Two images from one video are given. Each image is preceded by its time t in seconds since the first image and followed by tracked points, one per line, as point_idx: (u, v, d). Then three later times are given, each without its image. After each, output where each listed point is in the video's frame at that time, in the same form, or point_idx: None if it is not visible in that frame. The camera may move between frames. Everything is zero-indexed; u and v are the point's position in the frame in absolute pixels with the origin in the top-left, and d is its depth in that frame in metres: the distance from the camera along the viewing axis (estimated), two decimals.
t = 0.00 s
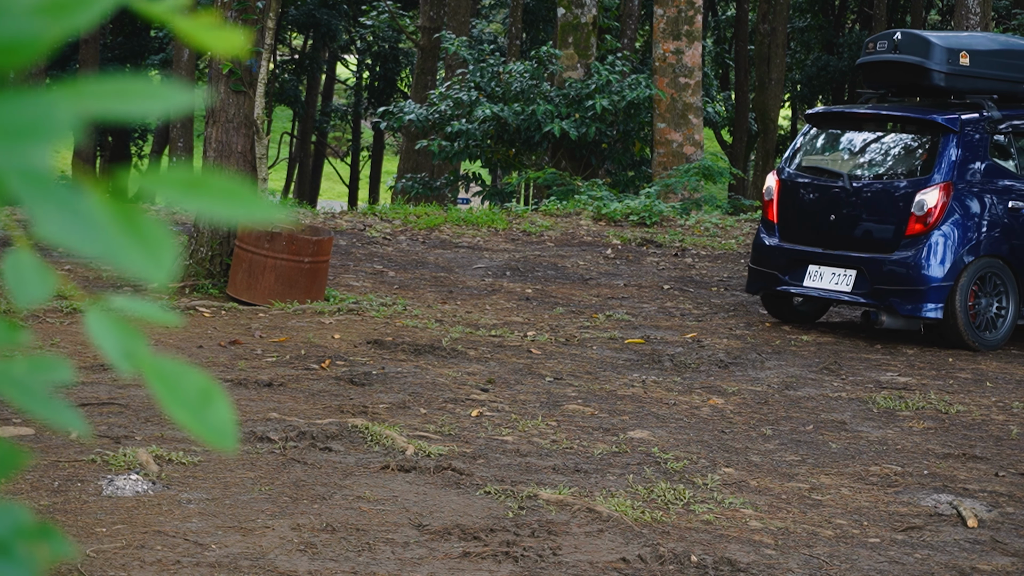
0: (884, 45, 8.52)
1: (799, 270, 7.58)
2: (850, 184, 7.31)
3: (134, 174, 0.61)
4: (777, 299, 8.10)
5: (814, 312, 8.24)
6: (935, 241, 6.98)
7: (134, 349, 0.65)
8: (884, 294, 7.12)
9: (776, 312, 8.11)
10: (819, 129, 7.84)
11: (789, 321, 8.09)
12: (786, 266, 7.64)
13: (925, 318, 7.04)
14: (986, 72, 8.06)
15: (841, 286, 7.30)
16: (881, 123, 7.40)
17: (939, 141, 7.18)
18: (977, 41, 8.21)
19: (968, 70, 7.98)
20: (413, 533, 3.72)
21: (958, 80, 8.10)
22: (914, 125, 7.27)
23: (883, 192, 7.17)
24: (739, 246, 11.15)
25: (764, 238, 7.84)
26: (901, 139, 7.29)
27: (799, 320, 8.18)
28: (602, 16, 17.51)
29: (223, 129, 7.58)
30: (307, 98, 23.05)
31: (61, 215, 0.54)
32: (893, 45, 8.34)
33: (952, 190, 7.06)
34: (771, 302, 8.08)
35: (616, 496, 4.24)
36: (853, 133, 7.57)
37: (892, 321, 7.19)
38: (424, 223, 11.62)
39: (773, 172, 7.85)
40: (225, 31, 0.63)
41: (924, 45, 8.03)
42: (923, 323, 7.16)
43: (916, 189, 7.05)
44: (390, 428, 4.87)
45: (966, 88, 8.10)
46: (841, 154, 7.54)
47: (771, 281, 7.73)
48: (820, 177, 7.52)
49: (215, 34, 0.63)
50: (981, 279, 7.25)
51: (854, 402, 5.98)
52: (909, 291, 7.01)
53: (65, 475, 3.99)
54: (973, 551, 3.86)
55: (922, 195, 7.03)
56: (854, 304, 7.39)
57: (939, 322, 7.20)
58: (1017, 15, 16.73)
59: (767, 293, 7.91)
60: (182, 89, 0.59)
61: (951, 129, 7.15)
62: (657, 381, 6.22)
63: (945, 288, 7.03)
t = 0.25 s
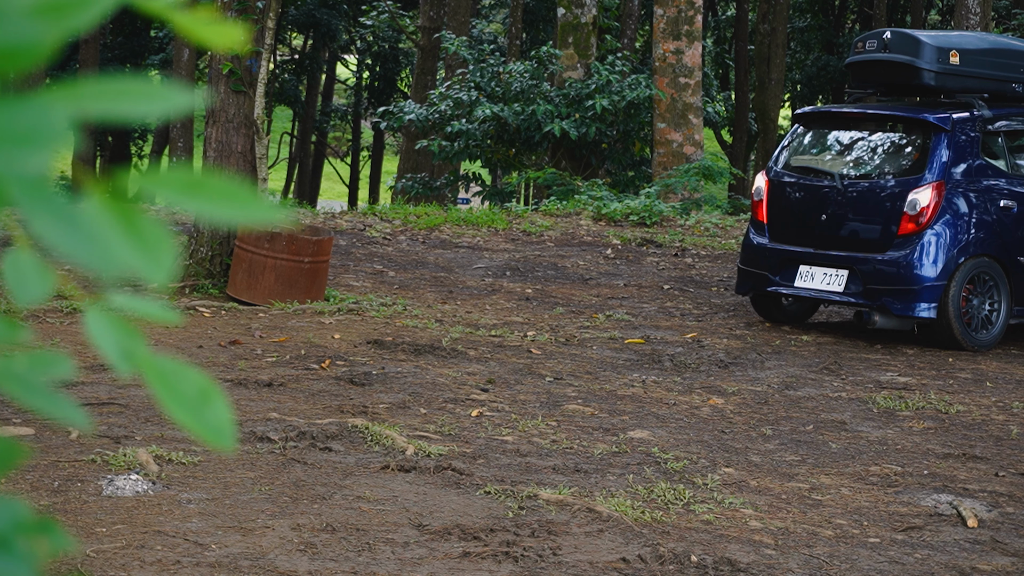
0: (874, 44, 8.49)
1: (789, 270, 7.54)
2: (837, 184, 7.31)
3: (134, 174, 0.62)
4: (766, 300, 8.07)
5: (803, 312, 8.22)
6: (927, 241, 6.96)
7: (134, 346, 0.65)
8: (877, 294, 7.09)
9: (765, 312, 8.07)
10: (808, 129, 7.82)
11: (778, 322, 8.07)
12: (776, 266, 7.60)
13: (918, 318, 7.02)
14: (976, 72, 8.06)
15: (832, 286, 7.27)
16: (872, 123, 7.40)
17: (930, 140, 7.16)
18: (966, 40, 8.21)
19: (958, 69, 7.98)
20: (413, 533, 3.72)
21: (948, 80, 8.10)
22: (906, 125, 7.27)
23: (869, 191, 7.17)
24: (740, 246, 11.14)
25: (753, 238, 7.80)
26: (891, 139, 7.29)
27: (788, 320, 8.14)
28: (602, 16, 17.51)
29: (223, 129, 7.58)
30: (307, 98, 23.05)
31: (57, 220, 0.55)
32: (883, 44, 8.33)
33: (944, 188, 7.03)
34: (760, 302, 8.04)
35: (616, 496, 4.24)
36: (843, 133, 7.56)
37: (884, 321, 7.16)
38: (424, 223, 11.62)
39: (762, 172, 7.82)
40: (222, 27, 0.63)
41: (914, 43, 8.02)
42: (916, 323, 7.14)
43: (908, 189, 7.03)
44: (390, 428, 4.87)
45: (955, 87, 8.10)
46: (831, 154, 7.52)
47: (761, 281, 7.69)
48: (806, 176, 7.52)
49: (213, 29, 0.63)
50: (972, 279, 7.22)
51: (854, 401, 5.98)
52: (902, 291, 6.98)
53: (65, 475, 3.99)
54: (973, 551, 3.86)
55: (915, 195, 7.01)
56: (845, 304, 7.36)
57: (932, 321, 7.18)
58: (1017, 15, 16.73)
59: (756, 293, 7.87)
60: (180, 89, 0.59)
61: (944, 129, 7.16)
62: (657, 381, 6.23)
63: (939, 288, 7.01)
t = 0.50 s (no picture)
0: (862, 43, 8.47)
1: (780, 270, 7.50)
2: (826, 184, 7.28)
3: (134, 173, 0.62)
4: (754, 300, 8.04)
5: (791, 312, 8.21)
6: (919, 241, 6.93)
7: (133, 349, 0.65)
8: (869, 294, 7.07)
9: (754, 312, 8.05)
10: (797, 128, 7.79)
11: (767, 322, 8.06)
12: (766, 266, 7.56)
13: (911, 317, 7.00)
14: (965, 70, 8.08)
15: (824, 286, 7.24)
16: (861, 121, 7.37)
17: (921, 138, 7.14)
18: (955, 39, 8.22)
19: (948, 68, 7.99)
20: (413, 533, 3.72)
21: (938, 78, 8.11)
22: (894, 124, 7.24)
23: (855, 191, 7.16)
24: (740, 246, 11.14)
25: (743, 238, 7.75)
26: (881, 137, 7.27)
27: (776, 318, 8.14)
28: (602, 16, 17.51)
29: (223, 129, 7.58)
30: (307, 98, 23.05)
31: (56, 219, 0.55)
32: (873, 44, 8.32)
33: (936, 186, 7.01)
34: (749, 301, 8.01)
35: (616, 496, 4.24)
36: (834, 132, 7.54)
37: (876, 320, 7.14)
38: (424, 223, 11.62)
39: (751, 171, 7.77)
40: (223, 28, 0.63)
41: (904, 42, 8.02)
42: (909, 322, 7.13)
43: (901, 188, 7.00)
44: (390, 428, 4.87)
45: (945, 86, 8.11)
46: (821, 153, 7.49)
47: (751, 281, 7.65)
48: (794, 176, 7.50)
49: (213, 31, 0.63)
50: (962, 281, 7.19)
51: (854, 402, 5.98)
52: (896, 290, 6.96)
53: (65, 475, 3.99)
54: (972, 551, 3.86)
55: (907, 194, 6.98)
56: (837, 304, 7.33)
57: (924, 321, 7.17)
58: (1017, 15, 16.74)
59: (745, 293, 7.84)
60: (181, 88, 0.58)
61: (934, 128, 7.13)
62: (657, 381, 6.23)
63: (931, 288, 6.98)
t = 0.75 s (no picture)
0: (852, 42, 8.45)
1: (770, 270, 7.47)
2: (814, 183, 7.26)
3: (135, 172, 0.62)
4: (743, 300, 8.01)
5: (780, 312, 8.21)
6: (912, 241, 6.90)
7: (134, 348, 0.65)
8: (862, 294, 7.04)
9: (742, 312, 8.03)
10: (785, 127, 7.76)
11: (756, 322, 8.04)
12: (757, 266, 7.53)
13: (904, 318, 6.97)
14: (957, 70, 8.08)
15: (816, 286, 7.22)
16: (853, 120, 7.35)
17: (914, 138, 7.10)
18: (946, 38, 8.22)
19: (940, 67, 8.00)
20: (413, 533, 3.72)
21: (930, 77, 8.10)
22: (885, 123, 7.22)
23: (841, 191, 7.15)
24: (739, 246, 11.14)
25: (733, 238, 7.72)
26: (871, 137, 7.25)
27: (765, 319, 8.12)
28: (602, 16, 17.51)
29: (223, 129, 7.58)
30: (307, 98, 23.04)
31: (59, 215, 0.55)
32: (864, 43, 8.30)
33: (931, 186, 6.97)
34: (738, 301, 7.99)
35: (616, 496, 4.24)
36: (822, 131, 7.52)
37: (869, 321, 7.12)
38: (424, 223, 11.62)
39: (740, 170, 7.74)
40: (224, 28, 0.63)
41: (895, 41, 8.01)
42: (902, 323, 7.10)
43: (894, 188, 6.98)
44: (390, 428, 4.87)
45: (937, 86, 8.11)
46: (810, 153, 7.47)
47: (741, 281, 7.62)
48: (781, 175, 7.48)
49: (214, 31, 0.63)
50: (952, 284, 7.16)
51: (854, 402, 5.98)
52: (887, 291, 6.94)
53: (66, 475, 3.99)
54: (973, 551, 3.86)
55: (901, 194, 6.95)
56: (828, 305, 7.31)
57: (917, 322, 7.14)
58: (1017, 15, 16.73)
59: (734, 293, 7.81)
60: (182, 86, 0.59)
61: (927, 128, 7.09)
62: (657, 381, 6.22)
63: (925, 288, 6.96)
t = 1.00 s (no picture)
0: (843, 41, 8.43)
1: (760, 270, 7.45)
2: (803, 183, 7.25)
3: (133, 175, 0.61)
4: (732, 300, 7.99)
5: (769, 311, 8.20)
6: (906, 242, 6.90)
7: (132, 352, 0.65)
8: (855, 295, 7.02)
9: (732, 313, 8.00)
10: (773, 126, 7.74)
11: (746, 322, 8.02)
12: (747, 267, 7.50)
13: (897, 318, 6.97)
14: (948, 69, 8.08)
15: (808, 287, 7.19)
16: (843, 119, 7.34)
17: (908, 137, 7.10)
18: (936, 37, 8.21)
19: (931, 67, 7.99)
20: (413, 533, 3.72)
21: (921, 77, 8.10)
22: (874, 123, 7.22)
23: (828, 191, 7.14)
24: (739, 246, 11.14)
25: (723, 238, 7.68)
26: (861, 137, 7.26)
27: (754, 320, 8.10)
28: (602, 16, 17.51)
29: (223, 129, 7.58)
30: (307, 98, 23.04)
31: (61, 222, 0.55)
32: (855, 42, 8.28)
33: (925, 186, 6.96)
34: (727, 301, 7.96)
35: (616, 496, 4.24)
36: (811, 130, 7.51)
37: (862, 321, 7.11)
38: (424, 223, 11.62)
39: (729, 169, 7.72)
40: (224, 32, 0.63)
41: (887, 40, 7.99)
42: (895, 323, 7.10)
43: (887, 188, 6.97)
44: (390, 428, 4.87)
45: (927, 85, 8.11)
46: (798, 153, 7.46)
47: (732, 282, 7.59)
48: (769, 174, 7.47)
49: (214, 35, 0.63)
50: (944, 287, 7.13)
51: (854, 402, 5.98)
52: (881, 292, 6.93)
53: (65, 475, 3.99)
54: (973, 551, 3.86)
55: (894, 195, 6.95)
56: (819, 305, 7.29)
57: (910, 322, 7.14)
58: (1017, 15, 16.72)
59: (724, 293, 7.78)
60: (179, 90, 0.58)
61: (920, 127, 7.08)
62: (657, 381, 6.22)
63: (918, 288, 6.95)
